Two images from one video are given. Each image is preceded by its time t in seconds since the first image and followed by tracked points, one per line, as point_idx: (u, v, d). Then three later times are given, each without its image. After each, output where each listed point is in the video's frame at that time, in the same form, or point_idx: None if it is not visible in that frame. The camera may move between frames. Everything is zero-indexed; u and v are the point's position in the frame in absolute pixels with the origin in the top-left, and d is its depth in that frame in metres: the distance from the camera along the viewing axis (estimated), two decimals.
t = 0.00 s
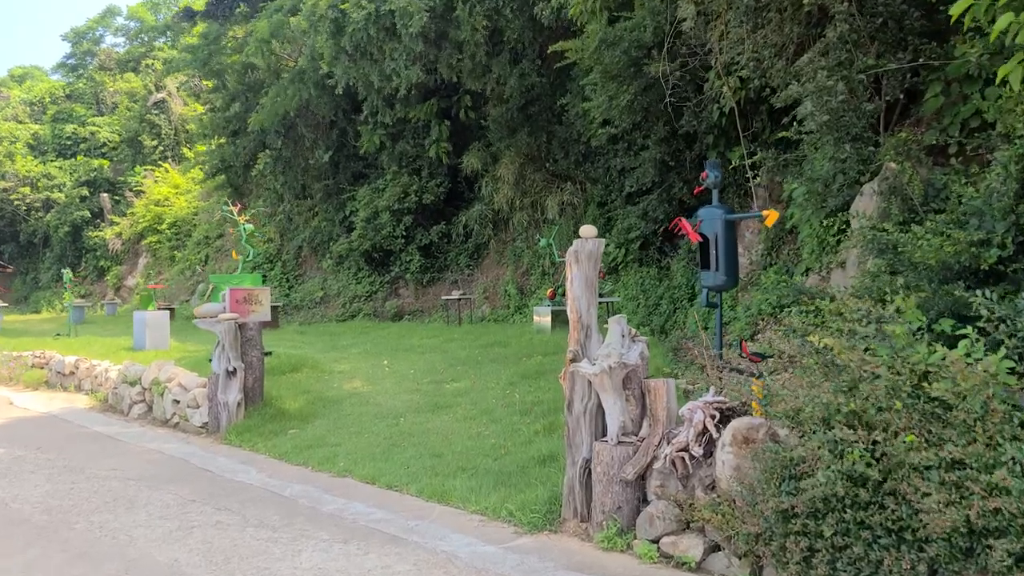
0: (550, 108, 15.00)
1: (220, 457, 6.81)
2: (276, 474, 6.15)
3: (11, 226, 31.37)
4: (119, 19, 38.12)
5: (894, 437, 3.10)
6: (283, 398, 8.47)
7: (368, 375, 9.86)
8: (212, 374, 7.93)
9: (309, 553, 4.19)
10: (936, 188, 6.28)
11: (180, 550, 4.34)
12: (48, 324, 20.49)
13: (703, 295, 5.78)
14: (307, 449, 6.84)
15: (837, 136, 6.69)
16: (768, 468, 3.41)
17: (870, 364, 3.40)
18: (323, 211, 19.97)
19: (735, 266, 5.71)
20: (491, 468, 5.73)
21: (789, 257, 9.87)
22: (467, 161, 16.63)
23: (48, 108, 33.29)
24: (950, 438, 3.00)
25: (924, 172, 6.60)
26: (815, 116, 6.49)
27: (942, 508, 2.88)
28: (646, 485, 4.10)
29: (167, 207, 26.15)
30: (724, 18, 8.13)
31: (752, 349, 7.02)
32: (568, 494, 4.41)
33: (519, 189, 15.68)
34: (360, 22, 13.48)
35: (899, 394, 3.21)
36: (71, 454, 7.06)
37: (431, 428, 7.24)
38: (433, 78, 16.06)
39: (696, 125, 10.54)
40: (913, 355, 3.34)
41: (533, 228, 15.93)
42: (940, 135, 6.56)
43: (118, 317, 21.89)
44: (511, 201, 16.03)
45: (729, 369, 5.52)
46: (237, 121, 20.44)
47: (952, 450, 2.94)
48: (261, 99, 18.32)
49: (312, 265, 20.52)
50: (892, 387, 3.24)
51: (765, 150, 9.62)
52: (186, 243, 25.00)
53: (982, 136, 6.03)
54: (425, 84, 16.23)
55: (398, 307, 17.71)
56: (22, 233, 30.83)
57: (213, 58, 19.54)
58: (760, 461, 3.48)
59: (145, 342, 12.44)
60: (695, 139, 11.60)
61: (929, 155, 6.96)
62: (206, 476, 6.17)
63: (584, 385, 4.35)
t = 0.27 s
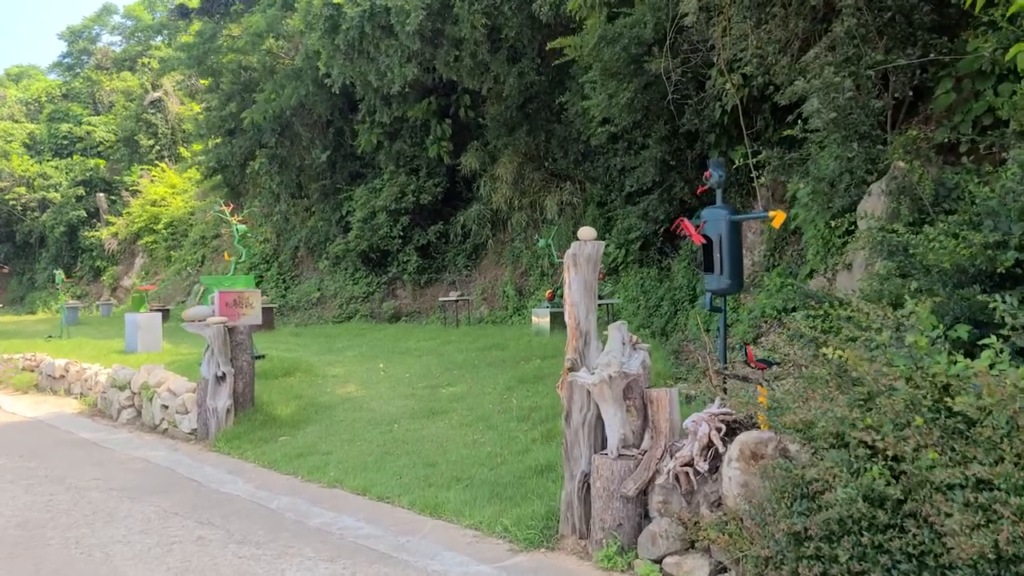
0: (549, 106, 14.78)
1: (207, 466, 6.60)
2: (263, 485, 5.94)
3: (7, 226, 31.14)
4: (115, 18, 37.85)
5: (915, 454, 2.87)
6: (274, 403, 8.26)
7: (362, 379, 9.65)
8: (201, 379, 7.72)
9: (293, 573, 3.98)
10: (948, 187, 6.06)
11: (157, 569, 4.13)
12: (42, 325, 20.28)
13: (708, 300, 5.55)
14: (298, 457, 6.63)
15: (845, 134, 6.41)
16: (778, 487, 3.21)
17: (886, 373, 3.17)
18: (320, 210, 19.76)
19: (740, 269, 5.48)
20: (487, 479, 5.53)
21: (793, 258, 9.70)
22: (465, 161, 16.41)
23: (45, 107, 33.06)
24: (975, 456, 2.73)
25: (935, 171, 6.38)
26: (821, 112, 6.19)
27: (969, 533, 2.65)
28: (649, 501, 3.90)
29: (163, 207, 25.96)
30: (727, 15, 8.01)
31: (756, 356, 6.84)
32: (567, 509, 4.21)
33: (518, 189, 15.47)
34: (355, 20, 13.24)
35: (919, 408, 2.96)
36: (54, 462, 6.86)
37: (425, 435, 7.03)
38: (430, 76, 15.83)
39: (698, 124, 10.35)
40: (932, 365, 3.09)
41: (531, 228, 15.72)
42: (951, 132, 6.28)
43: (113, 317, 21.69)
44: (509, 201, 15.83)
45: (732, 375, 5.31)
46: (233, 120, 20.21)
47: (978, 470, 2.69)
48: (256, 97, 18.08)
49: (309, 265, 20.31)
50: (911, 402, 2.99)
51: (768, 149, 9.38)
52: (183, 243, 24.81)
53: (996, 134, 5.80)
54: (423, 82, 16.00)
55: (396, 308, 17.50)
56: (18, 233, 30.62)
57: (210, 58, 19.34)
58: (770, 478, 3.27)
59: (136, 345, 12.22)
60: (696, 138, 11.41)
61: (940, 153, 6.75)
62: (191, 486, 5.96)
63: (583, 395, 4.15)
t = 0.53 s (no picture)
0: (548, 102, 14.60)
1: (195, 470, 6.39)
2: (252, 490, 5.73)
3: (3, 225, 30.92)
4: (113, 15, 37.59)
5: (943, 464, 2.65)
6: (267, 405, 8.05)
7: (358, 380, 9.44)
8: (191, 380, 7.52)
9: None
10: (961, 182, 5.86)
11: None
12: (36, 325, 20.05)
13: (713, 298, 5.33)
14: (289, 461, 6.43)
15: (855, 126, 6.12)
16: (792, 498, 3.00)
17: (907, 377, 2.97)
18: (318, 209, 19.53)
19: (746, 266, 5.27)
20: (484, 484, 5.33)
21: (797, 256, 9.53)
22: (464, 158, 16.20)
23: (41, 105, 32.84)
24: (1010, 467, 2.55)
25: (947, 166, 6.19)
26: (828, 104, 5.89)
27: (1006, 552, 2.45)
28: (653, 510, 3.68)
29: (160, 205, 25.73)
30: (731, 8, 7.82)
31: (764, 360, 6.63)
32: (567, 519, 4.00)
33: (517, 186, 15.27)
34: (350, 14, 13.00)
35: (947, 416, 2.78)
36: (39, 466, 6.66)
37: (421, 438, 6.82)
38: (429, 72, 15.62)
39: (700, 119, 10.12)
40: (958, 369, 2.94)
41: (531, 226, 15.53)
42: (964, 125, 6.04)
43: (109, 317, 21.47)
44: (508, 199, 15.62)
45: (737, 376, 5.09)
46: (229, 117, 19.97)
47: (1014, 482, 2.50)
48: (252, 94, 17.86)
49: (306, 264, 20.10)
50: (937, 408, 2.80)
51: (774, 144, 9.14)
52: (179, 242, 24.60)
53: (1013, 126, 5.56)
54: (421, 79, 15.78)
55: (394, 307, 17.29)
56: (14, 232, 30.41)
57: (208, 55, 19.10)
58: (783, 489, 3.06)
59: (129, 344, 12.01)
60: (698, 134, 11.20)
61: (952, 147, 6.56)
62: (177, 491, 5.76)
63: (584, 399, 3.94)
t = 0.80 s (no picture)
0: (550, 97, 14.34)
1: (185, 475, 6.16)
2: (243, 497, 5.50)
3: None
4: (110, 11, 37.27)
5: (989, 477, 2.39)
6: (261, 407, 7.82)
7: (355, 381, 9.20)
8: (182, 382, 7.29)
9: None
10: (982, 176, 5.63)
11: None
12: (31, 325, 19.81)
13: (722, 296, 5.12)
14: (284, 465, 6.20)
15: (872, 118, 5.79)
16: (819, 513, 2.76)
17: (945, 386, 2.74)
18: (315, 206, 19.28)
19: (759, 263, 5.04)
20: (485, 491, 5.10)
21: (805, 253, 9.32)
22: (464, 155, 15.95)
23: (38, 103, 32.58)
24: None
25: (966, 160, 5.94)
26: (846, 94, 5.60)
27: None
28: (665, 523, 3.45)
29: (157, 203, 25.47)
30: None
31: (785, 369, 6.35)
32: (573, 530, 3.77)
33: (518, 183, 15.04)
34: (346, 7, 12.73)
35: (991, 425, 2.50)
36: (23, 471, 6.42)
37: (420, 441, 6.59)
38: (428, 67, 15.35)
39: (706, 113, 9.88)
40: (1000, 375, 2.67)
41: (532, 224, 15.33)
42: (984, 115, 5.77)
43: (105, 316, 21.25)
44: (509, 196, 15.39)
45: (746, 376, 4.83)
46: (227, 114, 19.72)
47: None
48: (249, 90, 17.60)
49: (304, 262, 19.86)
50: (980, 418, 2.53)
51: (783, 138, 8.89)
52: (177, 240, 24.38)
53: None
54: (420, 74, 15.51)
55: (393, 306, 17.05)
56: (10, 230, 30.17)
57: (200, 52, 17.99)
58: (811, 503, 2.83)
59: (122, 344, 11.78)
60: (703, 129, 10.98)
61: (971, 139, 6.32)
62: (166, 498, 5.52)
63: (591, 403, 3.71)
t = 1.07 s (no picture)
0: (551, 93, 14.07)
1: (173, 482, 5.93)
2: (232, 506, 5.26)
3: None
4: (107, 8, 36.98)
5: None
6: (254, 410, 7.58)
7: (351, 383, 8.96)
8: (171, 384, 7.05)
9: None
10: (1002, 170, 5.38)
11: None
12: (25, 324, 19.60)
13: (733, 295, 4.83)
14: (276, 471, 5.97)
15: (888, 109, 5.55)
16: (847, 531, 2.53)
17: (984, 394, 2.52)
18: (313, 204, 19.02)
19: (772, 261, 4.80)
20: (485, 501, 4.86)
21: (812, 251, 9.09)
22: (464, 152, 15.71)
23: (34, 100, 32.33)
24: None
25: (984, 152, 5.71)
26: (861, 83, 5.37)
27: None
28: (677, 539, 3.21)
29: (154, 202, 25.20)
30: None
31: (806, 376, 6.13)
32: (578, 546, 3.53)
33: (518, 181, 14.81)
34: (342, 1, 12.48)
35: None
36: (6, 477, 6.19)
37: (417, 446, 6.36)
38: (426, 63, 15.10)
39: (712, 108, 9.66)
40: None
41: (532, 221, 15.12)
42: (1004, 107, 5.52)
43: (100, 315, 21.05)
44: (509, 193, 15.17)
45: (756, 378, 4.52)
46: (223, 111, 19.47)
47: None
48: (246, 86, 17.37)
49: (302, 261, 19.65)
50: None
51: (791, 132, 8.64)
52: (174, 238, 24.20)
53: None
54: (419, 69, 15.26)
55: (391, 305, 16.82)
56: (7, 229, 29.98)
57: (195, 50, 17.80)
58: (839, 520, 2.60)
59: (115, 344, 11.57)
60: (708, 125, 10.77)
61: (990, 132, 6.09)
62: (152, 506, 5.29)
63: (598, 410, 3.47)
